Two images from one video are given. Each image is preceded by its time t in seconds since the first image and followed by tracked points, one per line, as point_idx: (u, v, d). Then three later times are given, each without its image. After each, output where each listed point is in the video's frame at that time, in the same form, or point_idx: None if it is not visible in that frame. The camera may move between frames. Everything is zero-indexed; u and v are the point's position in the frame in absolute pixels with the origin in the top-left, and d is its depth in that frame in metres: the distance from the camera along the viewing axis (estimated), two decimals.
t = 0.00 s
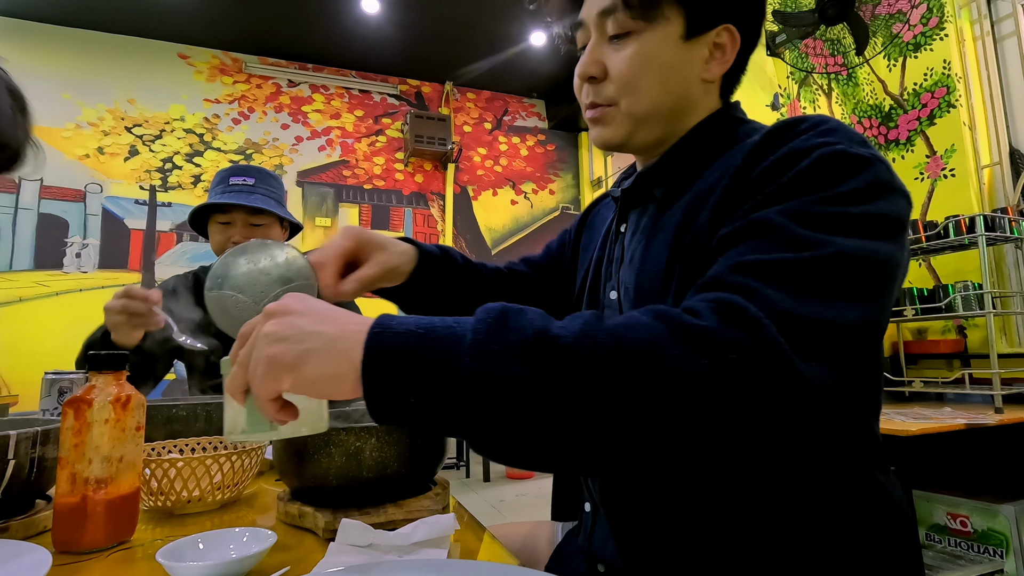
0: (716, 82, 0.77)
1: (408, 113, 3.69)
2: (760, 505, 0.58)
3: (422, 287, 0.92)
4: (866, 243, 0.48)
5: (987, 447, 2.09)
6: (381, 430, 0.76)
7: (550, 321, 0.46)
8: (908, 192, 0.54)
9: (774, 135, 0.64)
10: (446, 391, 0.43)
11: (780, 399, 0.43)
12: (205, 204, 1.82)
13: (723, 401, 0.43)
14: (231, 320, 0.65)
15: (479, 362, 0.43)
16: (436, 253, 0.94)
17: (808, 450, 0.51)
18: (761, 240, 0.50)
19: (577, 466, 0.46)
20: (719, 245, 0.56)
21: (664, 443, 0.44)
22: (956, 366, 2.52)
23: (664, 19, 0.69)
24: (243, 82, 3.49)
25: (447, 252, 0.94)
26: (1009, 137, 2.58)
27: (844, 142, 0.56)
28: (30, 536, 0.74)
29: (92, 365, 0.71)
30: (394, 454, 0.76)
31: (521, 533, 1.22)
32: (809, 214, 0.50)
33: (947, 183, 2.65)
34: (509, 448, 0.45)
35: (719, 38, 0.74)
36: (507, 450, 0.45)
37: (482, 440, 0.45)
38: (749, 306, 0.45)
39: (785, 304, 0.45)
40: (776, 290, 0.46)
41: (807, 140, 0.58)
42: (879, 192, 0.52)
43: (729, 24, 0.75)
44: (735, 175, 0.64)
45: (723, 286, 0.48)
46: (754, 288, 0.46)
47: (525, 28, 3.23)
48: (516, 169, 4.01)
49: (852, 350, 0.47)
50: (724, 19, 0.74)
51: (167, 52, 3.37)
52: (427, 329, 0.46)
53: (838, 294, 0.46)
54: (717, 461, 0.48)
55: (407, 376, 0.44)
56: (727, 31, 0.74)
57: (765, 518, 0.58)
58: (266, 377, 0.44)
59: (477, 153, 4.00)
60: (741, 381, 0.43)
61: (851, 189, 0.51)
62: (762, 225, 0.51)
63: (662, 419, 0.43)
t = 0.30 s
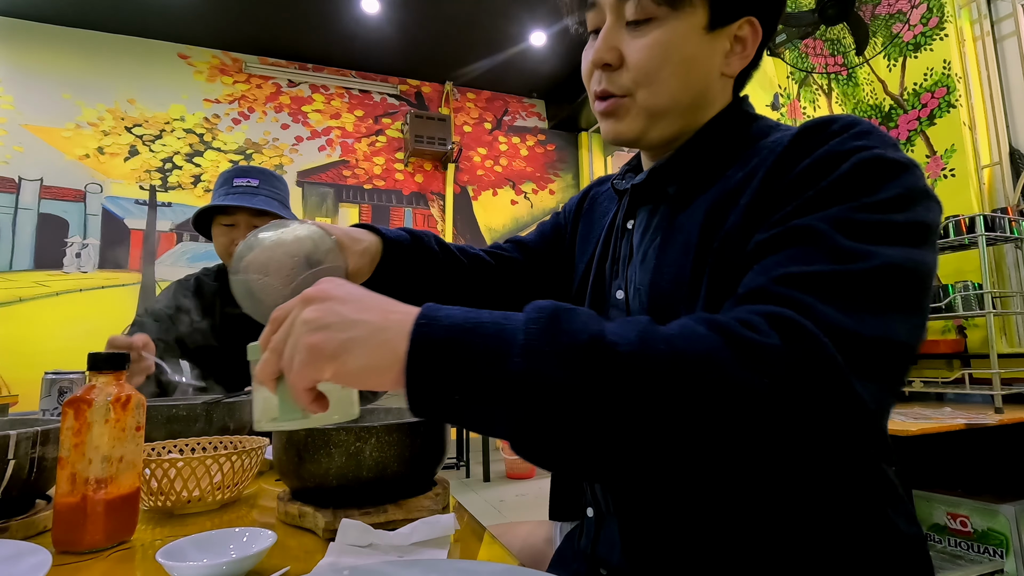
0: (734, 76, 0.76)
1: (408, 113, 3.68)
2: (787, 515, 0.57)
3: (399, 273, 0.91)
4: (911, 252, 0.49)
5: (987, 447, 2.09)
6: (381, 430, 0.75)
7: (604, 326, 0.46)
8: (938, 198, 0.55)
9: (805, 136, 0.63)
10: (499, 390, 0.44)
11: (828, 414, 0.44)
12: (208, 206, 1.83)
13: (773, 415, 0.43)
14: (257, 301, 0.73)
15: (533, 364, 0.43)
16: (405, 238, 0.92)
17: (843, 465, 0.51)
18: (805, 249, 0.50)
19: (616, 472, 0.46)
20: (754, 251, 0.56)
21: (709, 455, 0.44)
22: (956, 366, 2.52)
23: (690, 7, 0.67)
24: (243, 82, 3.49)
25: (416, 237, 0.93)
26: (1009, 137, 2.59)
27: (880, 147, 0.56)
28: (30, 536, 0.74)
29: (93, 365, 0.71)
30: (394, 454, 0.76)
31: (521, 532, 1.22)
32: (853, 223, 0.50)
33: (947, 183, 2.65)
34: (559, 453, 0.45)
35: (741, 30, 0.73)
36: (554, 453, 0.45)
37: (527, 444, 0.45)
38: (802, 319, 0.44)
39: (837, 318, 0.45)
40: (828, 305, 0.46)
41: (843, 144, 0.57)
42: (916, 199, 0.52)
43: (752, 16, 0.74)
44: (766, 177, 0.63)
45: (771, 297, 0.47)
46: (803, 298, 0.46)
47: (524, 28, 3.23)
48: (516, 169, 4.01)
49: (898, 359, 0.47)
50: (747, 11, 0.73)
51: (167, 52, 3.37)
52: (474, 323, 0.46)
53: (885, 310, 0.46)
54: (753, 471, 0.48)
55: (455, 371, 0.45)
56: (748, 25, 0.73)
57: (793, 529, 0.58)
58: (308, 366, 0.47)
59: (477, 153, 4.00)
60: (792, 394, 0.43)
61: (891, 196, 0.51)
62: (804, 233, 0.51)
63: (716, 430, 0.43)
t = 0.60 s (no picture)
0: (748, 73, 0.76)
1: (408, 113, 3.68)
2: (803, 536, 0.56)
3: (411, 267, 0.91)
4: (939, 268, 0.49)
5: (987, 447, 2.09)
6: (381, 429, 0.75)
7: (638, 339, 0.47)
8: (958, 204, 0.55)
9: (822, 139, 0.62)
10: (532, 396, 0.45)
11: (853, 436, 0.44)
12: (213, 207, 1.83)
13: (800, 435, 0.44)
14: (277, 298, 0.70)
15: (566, 375, 0.44)
16: (420, 230, 0.93)
17: (862, 484, 0.51)
18: (831, 264, 0.49)
19: (639, 483, 0.47)
20: (773, 264, 0.55)
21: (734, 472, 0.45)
22: (956, 366, 2.52)
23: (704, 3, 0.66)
24: (243, 82, 3.49)
25: (430, 230, 0.93)
26: (1010, 137, 2.59)
27: (903, 155, 0.55)
28: (30, 536, 0.74)
29: (93, 365, 0.71)
30: (394, 454, 0.76)
31: (522, 532, 1.22)
32: (880, 238, 0.49)
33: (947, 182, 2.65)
34: (585, 463, 0.46)
35: (757, 26, 0.72)
36: (580, 461, 0.46)
37: (552, 453, 0.46)
38: (834, 342, 0.44)
39: (866, 341, 0.45)
40: (858, 327, 0.46)
41: (866, 150, 0.56)
42: (940, 210, 0.52)
43: (768, 11, 0.73)
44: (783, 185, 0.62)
45: (798, 316, 0.47)
46: (833, 317, 0.46)
47: (524, 28, 3.23)
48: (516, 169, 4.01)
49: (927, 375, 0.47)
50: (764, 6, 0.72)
51: (167, 52, 3.37)
52: (507, 328, 0.47)
53: (911, 333, 0.46)
54: (772, 487, 0.48)
55: (486, 376, 0.46)
56: (765, 20, 0.72)
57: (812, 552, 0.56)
58: (338, 364, 0.49)
59: (477, 153, 4.00)
60: (837, 425, 0.44)
61: (915, 209, 0.51)
62: (829, 247, 0.50)
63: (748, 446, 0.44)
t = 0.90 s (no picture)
0: (755, 74, 0.76)
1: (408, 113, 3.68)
2: (813, 538, 0.56)
3: (415, 265, 0.91)
4: (947, 272, 0.49)
5: (987, 447, 2.09)
6: (381, 429, 0.75)
7: (645, 345, 0.47)
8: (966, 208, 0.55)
9: (831, 140, 0.62)
10: (538, 402, 0.45)
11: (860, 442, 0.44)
12: (216, 208, 1.83)
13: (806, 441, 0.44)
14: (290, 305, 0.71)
15: (573, 381, 0.44)
16: (418, 222, 0.92)
17: (872, 487, 0.51)
18: (839, 269, 0.49)
19: (646, 486, 0.47)
20: (779, 267, 0.55)
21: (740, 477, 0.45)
22: (956, 365, 2.52)
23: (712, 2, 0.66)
24: (243, 82, 3.49)
25: (430, 221, 0.93)
26: (1009, 137, 2.60)
27: (911, 157, 0.55)
28: (30, 536, 0.74)
29: (93, 365, 0.71)
30: (394, 454, 0.76)
31: (522, 531, 1.22)
32: (887, 243, 0.49)
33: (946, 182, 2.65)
34: (593, 466, 0.46)
35: (765, 26, 0.72)
36: (588, 464, 0.46)
37: (559, 457, 0.46)
38: (841, 348, 0.44)
39: (874, 348, 0.45)
40: (864, 333, 0.46)
41: (875, 154, 0.56)
42: (949, 215, 0.52)
43: (777, 13, 0.73)
44: (789, 187, 0.62)
45: (805, 321, 0.47)
46: (840, 323, 0.46)
47: (524, 28, 3.23)
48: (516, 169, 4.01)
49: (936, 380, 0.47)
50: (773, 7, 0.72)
51: (167, 52, 3.37)
52: (515, 334, 0.47)
53: (918, 340, 0.46)
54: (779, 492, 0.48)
55: (492, 381, 0.45)
56: (773, 21, 0.72)
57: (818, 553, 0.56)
58: (348, 368, 0.49)
59: (477, 153, 4.00)
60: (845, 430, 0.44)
61: (923, 213, 0.51)
62: (837, 251, 0.50)
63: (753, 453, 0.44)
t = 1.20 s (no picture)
0: (754, 74, 0.76)
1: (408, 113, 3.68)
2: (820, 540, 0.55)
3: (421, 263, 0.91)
4: (951, 273, 0.49)
5: (987, 447, 2.09)
6: (381, 430, 0.75)
7: (652, 351, 0.47)
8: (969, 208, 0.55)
9: (834, 141, 0.62)
10: (547, 405, 0.45)
11: (867, 445, 0.45)
12: (222, 215, 1.83)
13: (813, 445, 0.44)
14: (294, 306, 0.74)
15: (581, 388, 0.44)
16: (434, 224, 0.92)
17: (877, 489, 0.51)
18: (844, 271, 0.49)
19: (660, 492, 0.47)
20: (783, 270, 0.55)
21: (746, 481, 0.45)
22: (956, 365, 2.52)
23: (710, 3, 0.66)
24: (243, 82, 3.49)
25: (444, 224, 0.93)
26: (1009, 137, 2.59)
27: (913, 158, 0.55)
28: (30, 536, 0.74)
29: (93, 365, 0.71)
30: (394, 454, 0.76)
31: (523, 531, 1.22)
32: (891, 245, 0.49)
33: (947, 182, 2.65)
34: (600, 471, 0.46)
35: (764, 26, 0.72)
36: (597, 467, 0.46)
37: (568, 463, 0.46)
38: (846, 350, 0.44)
39: (880, 352, 0.45)
40: (870, 336, 0.46)
41: (878, 155, 0.56)
42: (952, 216, 0.52)
43: (776, 13, 0.73)
44: (793, 190, 0.62)
45: (812, 325, 0.47)
46: (846, 326, 0.46)
47: (524, 28, 3.23)
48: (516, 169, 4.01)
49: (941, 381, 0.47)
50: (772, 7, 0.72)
51: (167, 52, 3.37)
52: (524, 340, 0.47)
53: (924, 343, 0.46)
54: (782, 491, 0.47)
55: (500, 387, 0.46)
56: (772, 20, 0.72)
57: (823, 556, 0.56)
58: (357, 374, 0.50)
59: (477, 153, 4.00)
60: (850, 432, 0.44)
61: (926, 214, 0.51)
62: (841, 254, 0.50)
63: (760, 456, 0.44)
